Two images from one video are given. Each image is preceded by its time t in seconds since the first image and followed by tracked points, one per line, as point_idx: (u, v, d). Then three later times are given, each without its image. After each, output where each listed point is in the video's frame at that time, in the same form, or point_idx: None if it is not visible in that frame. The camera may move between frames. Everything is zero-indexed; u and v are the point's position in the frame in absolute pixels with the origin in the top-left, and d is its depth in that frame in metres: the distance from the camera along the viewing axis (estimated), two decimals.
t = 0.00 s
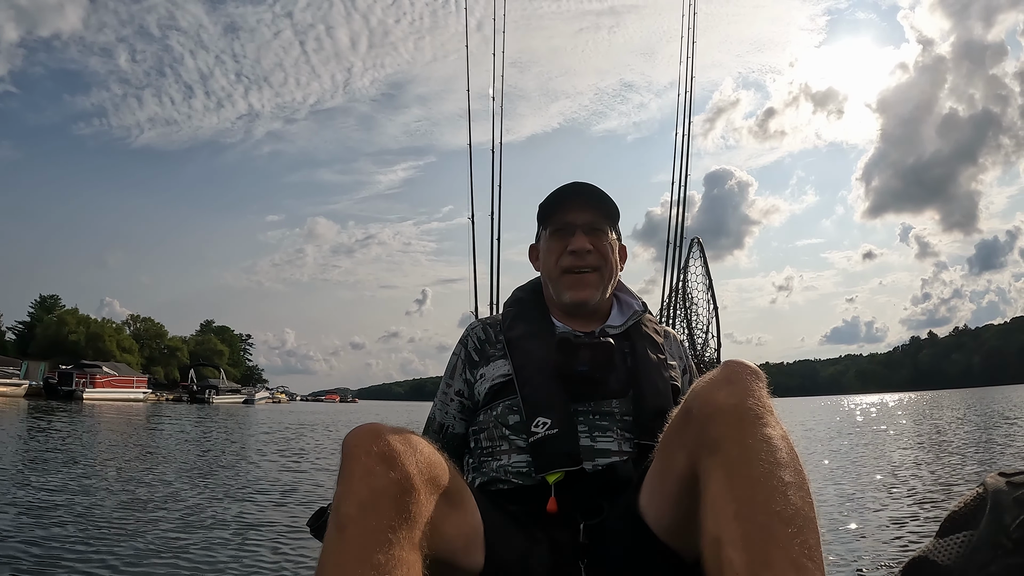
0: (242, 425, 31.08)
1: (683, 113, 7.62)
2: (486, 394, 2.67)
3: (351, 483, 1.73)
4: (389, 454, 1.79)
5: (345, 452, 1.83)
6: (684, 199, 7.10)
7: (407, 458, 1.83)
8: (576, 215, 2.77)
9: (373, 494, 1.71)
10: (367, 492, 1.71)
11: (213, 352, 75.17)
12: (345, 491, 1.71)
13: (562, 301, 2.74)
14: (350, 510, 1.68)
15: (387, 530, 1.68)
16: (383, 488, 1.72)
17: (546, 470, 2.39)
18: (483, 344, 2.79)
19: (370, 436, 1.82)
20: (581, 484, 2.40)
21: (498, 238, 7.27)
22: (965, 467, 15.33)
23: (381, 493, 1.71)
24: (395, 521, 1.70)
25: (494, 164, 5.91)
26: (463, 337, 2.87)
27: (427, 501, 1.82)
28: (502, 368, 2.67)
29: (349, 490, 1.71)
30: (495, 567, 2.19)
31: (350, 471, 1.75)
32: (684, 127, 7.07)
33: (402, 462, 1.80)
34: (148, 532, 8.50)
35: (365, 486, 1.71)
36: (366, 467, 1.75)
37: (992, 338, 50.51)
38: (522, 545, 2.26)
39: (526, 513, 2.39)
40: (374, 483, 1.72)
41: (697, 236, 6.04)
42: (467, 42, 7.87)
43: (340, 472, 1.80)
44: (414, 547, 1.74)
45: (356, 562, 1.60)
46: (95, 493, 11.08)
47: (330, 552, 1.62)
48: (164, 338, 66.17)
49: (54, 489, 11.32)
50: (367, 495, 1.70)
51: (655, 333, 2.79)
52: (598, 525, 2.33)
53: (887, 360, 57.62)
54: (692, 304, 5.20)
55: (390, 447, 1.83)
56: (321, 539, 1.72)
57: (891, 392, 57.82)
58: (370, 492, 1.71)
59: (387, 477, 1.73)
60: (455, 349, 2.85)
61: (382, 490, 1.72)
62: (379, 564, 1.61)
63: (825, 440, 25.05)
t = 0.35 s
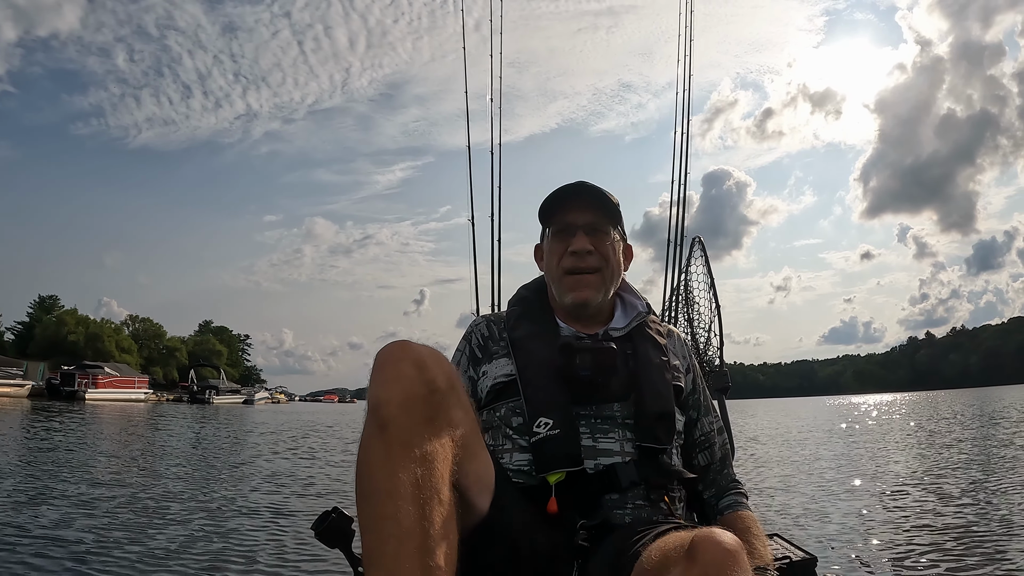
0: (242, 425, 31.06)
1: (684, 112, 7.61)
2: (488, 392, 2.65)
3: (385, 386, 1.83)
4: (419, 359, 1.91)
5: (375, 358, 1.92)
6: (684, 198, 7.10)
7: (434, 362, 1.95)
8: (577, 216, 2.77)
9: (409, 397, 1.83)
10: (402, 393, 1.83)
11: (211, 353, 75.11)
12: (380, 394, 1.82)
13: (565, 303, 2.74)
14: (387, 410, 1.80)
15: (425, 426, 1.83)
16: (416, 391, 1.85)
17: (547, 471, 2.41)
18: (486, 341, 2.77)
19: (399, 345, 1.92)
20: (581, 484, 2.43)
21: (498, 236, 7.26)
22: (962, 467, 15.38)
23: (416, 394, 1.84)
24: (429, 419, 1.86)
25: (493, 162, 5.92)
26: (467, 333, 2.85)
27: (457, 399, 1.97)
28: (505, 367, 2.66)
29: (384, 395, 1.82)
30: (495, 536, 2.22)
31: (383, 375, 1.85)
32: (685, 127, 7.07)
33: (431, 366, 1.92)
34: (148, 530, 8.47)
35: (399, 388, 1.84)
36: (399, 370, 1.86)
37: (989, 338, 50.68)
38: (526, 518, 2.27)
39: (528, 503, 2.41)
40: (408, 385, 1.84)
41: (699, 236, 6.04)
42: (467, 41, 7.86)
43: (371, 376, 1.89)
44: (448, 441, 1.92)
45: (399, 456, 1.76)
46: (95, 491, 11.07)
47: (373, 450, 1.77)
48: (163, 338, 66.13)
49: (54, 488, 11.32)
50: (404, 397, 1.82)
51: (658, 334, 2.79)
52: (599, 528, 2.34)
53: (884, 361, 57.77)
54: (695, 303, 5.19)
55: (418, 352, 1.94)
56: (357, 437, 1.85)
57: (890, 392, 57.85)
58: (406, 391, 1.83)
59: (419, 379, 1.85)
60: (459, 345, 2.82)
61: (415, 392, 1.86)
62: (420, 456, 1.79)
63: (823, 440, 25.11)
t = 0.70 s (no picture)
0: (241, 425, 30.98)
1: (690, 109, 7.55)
2: (491, 387, 2.67)
3: (367, 400, 1.85)
4: (401, 371, 1.92)
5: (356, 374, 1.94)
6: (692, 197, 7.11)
7: (414, 371, 1.96)
8: (587, 212, 2.78)
9: (393, 409, 1.86)
10: (387, 406, 1.86)
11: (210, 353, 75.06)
12: (363, 410, 1.84)
13: (577, 299, 2.73)
14: (373, 425, 1.83)
15: (410, 437, 1.86)
16: (398, 403, 1.87)
17: (547, 459, 2.43)
18: (488, 335, 2.78)
19: (378, 358, 1.93)
20: (583, 474, 2.45)
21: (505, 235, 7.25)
22: (961, 468, 15.42)
23: (398, 407, 1.87)
24: (414, 430, 1.88)
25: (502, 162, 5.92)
26: (468, 330, 2.86)
27: (442, 406, 1.99)
28: (507, 361, 2.67)
29: (368, 408, 1.84)
30: (495, 538, 2.26)
31: (365, 389, 1.86)
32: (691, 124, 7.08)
33: (412, 374, 1.94)
34: (150, 532, 8.46)
35: (383, 401, 1.86)
36: (381, 384, 1.88)
37: (986, 339, 50.86)
38: (525, 520, 2.32)
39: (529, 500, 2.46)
40: (391, 397, 1.87)
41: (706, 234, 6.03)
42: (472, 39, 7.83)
43: (353, 392, 1.91)
44: (435, 449, 1.94)
45: (386, 471, 1.79)
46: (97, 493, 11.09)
47: (359, 466, 1.79)
48: (162, 338, 66.12)
49: (56, 489, 11.32)
50: (388, 410, 1.85)
51: (659, 326, 2.81)
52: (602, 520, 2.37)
53: (882, 361, 57.91)
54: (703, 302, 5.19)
55: (398, 364, 1.95)
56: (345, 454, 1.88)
57: (888, 392, 57.89)
58: (389, 405, 1.86)
59: (402, 391, 1.87)
60: (460, 341, 2.83)
61: (398, 404, 1.88)
62: (406, 468, 1.82)
63: (821, 440, 25.17)
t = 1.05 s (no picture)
0: (239, 425, 30.91)
1: (694, 107, 7.49)
2: (492, 386, 2.67)
3: (373, 402, 1.85)
4: (407, 373, 1.91)
5: (364, 375, 1.93)
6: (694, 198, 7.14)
7: (422, 373, 1.94)
8: (599, 211, 2.79)
9: (399, 413, 1.85)
10: (392, 408, 1.85)
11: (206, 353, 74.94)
12: (369, 413, 1.84)
13: (589, 298, 2.74)
14: (380, 428, 1.83)
15: (416, 440, 1.86)
16: (404, 405, 1.87)
17: (549, 457, 2.44)
18: (488, 336, 2.79)
19: (385, 360, 1.92)
20: (585, 472, 2.44)
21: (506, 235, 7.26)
22: (956, 467, 15.45)
23: (404, 409, 1.86)
24: (420, 432, 1.88)
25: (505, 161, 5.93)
26: (469, 330, 2.86)
27: (449, 408, 1.98)
28: (507, 360, 2.68)
29: (374, 411, 1.84)
30: (499, 541, 2.25)
31: (372, 390, 1.86)
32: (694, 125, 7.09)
33: (420, 376, 1.93)
34: (150, 531, 8.41)
35: (389, 404, 1.85)
36: (387, 387, 1.87)
37: (980, 339, 51.06)
38: (529, 521, 2.31)
39: (532, 501, 2.46)
40: (397, 400, 1.86)
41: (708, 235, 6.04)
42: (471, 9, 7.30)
43: (360, 394, 1.91)
44: (442, 451, 1.93)
45: (392, 475, 1.79)
46: (96, 492, 11.05)
47: (366, 469, 1.80)
48: (160, 338, 66.03)
49: (55, 488, 11.27)
50: (394, 413, 1.85)
51: (659, 324, 2.81)
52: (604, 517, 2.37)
53: (877, 361, 58.08)
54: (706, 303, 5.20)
55: (405, 365, 1.94)
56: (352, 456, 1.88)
57: (883, 393, 58.02)
58: (395, 407, 1.85)
59: (408, 394, 1.86)
60: (461, 342, 2.84)
61: (405, 406, 1.87)
62: (413, 471, 1.82)
63: (817, 440, 25.23)
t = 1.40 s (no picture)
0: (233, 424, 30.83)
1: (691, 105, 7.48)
2: (489, 388, 2.68)
3: (364, 406, 1.85)
4: (398, 376, 1.90)
5: (355, 378, 1.93)
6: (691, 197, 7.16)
7: (413, 375, 1.94)
8: (617, 210, 2.81)
9: (390, 415, 1.85)
10: (384, 412, 1.85)
11: (199, 351, 74.66)
12: (361, 416, 1.84)
13: (604, 297, 2.76)
14: (371, 431, 1.83)
15: (408, 444, 1.86)
16: (395, 408, 1.86)
17: (547, 460, 2.44)
18: (485, 337, 2.78)
19: (377, 363, 1.92)
20: (583, 473, 2.45)
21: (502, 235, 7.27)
22: (949, 467, 15.52)
23: (395, 412, 1.86)
24: (412, 435, 1.87)
25: (502, 158, 5.87)
26: (466, 331, 2.86)
27: (441, 409, 1.97)
28: (504, 362, 2.68)
29: (366, 415, 1.84)
30: (497, 541, 2.26)
31: (363, 395, 1.86)
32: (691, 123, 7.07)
33: (411, 380, 1.92)
34: (145, 531, 8.35)
35: (381, 407, 1.85)
36: (378, 391, 1.87)
37: (972, 339, 51.29)
38: (526, 523, 2.31)
39: (530, 501, 2.46)
40: (388, 403, 1.86)
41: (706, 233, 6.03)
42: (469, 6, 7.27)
43: (351, 397, 1.91)
44: (434, 453, 1.93)
45: (385, 478, 1.79)
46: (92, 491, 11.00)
47: (358, 472, 1.80)
48: (153, 336, 65.74)
49: (50, 487, 11.22)
50: (386, 416, 1.85)
51: (656, 324, 2.81)
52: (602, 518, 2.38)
53: (870, 361, 58.28)
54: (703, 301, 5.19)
55: (396, 368, 1.94)
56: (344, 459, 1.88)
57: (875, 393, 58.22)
58: (387, 410, 1.85)
59: (399, 396, 1.86)
60: (458, 344, 2.83)
61: (396, 410, 1.87)
62: (405, 473, 1.82)
63: (810, 440, 25.30)
